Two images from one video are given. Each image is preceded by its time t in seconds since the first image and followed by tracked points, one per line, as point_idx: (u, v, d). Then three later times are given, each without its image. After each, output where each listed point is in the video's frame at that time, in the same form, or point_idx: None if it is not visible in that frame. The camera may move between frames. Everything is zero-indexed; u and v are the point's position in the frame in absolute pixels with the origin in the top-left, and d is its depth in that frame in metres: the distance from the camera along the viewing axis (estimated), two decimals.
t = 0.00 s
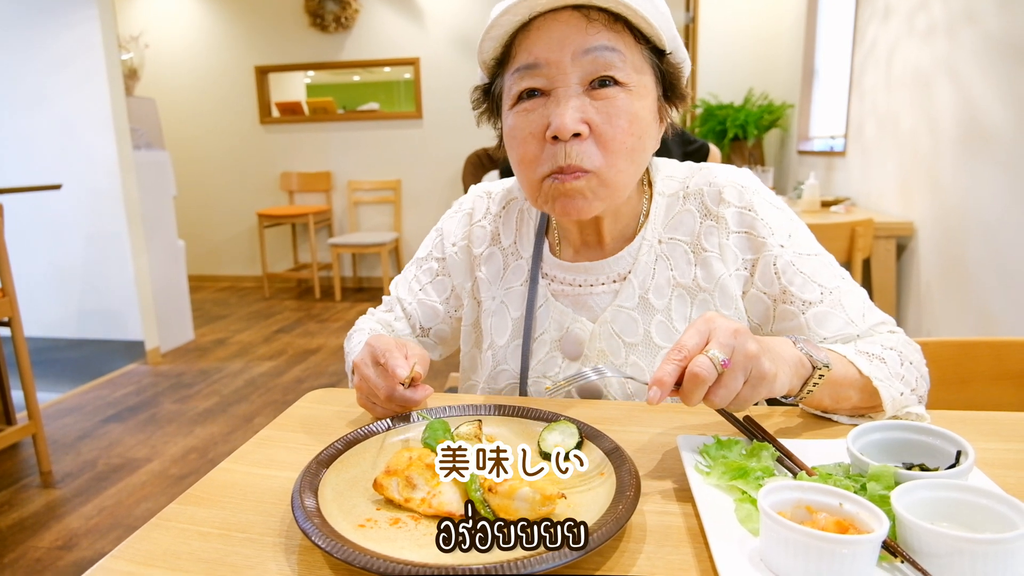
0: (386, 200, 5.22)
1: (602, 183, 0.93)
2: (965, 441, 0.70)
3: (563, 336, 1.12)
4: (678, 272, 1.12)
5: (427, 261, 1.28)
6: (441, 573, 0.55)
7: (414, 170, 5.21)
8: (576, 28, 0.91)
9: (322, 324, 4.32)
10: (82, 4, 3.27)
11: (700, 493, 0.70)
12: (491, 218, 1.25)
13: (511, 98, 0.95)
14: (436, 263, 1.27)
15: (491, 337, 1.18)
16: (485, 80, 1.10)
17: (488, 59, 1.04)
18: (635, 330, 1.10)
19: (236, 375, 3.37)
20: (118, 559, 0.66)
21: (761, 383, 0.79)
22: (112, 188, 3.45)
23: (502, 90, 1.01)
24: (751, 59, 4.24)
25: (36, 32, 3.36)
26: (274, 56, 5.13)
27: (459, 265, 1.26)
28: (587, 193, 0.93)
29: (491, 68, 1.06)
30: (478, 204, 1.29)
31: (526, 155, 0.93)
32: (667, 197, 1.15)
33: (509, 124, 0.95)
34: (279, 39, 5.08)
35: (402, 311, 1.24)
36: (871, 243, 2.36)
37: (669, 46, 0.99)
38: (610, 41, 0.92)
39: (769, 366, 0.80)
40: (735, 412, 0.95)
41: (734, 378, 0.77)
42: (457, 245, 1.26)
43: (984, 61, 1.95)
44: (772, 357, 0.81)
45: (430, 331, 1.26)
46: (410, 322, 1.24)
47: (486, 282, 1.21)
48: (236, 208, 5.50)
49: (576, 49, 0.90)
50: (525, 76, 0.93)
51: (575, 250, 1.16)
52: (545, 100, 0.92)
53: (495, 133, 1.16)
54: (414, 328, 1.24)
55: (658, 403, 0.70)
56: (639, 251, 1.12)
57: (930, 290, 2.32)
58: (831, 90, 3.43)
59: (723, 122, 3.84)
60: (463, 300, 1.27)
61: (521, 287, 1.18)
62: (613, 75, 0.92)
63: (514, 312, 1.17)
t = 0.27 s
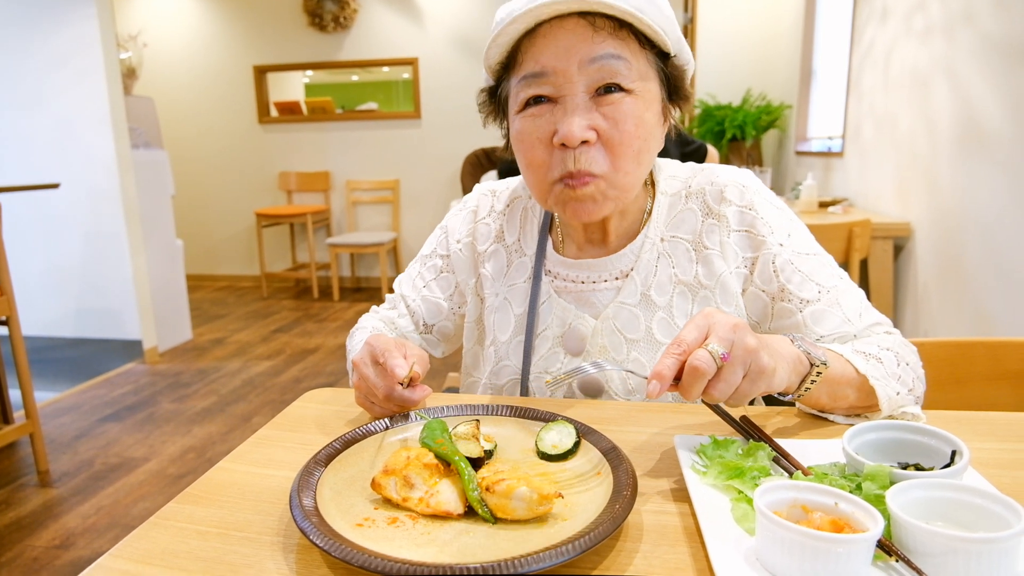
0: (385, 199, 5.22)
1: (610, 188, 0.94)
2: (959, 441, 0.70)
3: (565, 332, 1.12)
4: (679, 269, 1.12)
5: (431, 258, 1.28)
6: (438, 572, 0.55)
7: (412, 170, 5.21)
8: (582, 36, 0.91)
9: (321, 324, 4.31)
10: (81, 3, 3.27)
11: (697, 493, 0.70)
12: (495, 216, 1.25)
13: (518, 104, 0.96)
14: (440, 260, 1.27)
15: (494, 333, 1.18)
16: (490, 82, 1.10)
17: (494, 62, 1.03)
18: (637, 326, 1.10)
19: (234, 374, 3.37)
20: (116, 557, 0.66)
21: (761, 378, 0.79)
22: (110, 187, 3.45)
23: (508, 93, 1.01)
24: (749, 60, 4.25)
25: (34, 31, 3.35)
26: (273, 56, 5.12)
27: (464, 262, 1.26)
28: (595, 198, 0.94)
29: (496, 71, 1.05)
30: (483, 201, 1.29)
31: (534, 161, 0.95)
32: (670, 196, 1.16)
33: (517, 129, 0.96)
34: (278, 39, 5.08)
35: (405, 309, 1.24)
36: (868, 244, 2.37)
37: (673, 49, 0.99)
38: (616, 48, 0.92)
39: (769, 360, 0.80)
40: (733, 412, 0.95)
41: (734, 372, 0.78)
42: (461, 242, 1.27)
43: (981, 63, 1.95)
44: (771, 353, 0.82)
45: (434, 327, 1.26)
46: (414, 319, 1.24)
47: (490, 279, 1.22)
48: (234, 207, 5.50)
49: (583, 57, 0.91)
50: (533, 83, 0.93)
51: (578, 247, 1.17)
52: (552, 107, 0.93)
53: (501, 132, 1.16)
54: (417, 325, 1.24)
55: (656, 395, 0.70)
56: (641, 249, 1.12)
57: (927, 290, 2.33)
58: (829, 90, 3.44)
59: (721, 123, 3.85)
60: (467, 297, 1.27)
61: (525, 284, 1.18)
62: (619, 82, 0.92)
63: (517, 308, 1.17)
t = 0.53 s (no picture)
0: (384, 201, 5.21)
1: (604, 188, 0.94)
2: (959, 442, 0.70)
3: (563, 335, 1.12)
4: (678, 272, 1.12)
5: (429, 262, 1.28)
6: (437, 573, 0.55)
7: (411, 171, 5.21)
8: (573, 36, 0.91)
9: (319, 325, 4.31)
10: (79, 4, 3.26)
11: (697, 494, 0.70)
12: (493, 219, 1.25)
13: (512, 104, 0.96)
14: (438, 264, 1.27)
15: (492, 337, 1.18)
16: (485, 84, 1.10)
17: (488, 64, 1.04)
18: (635, 329, 1.11)
19: (232, 376, 3.36)
20: (114, 560, 0.66)
21: (762, 380, 0.79)
22: (108, 188, 3.44)
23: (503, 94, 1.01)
24: (747, 61, 4.25)
25: (32, 32, 3.35)
26: (272, 57, 5.12)
27: (461, 265, 1.26)
28: (588, 197, 0.94)
29: (491, 73, 1.06)
30: (480, 204, 1.29)
31: (527, 161, 0.95)
32: (668, 199, 1.16)
33: (510, 129, 0.96)
34: (276, 40, 5.08)
35: (403, 312, 1.24)
36: (867, 244, 2.37)
37: (667, 48, 0.99)
38: (609, 47, 0.92)
39: (769, 363, 0.80)
40: (732, 413, 0.95)
41: (735, 374, 0.77)
42: (459, 246, 1.27)
43: (980, 64, 1.95)
44: (770, 354, 0.82)
45: (432, 331, 1.26)
46: (412, 323, 1.24)
47: (488, 282, 1.21)
48: (233, 208, 5.49)
49: (575, 56, 0.91)
50: (525, 83, 0.93)
51: (576, 251, 1.17)
52: (545, 106, 0.93)
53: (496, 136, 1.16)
54: (415, 329, 1.24)
55: (657, 399, 0.70)
56: (639, 252, 1.12)
57: (926, 291, 2.33)
58: (827, 91, 3.44)
59: (719, 124, 3.85)
60: (465, 301, 1.27)
61: (522, 286, 1.18)
62: (612, 81, 0.92)
63: (515, 312, 1.17)
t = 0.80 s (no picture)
0: (383, 201, 5.21)
1: (601, 186, 0.94)
2: (960, 440, 0.70)
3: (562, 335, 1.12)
4: (676, 272, 1.12)
5: (428, 262, 1.28)
6: (438, 572, 0.55)
7: (410, 171, 5.21)
8: (568, 34, 0.91)
9: (319, 325, 4.31)
10: (78, 5, 3.26)
11: (698, 494, 0.70)
12: (491, 219, 1.25)
13: (507, 104, 0.96)
14: (437, 264, 1.27)
15: (491, 337, 1.18)
16: (481, 84, 1.10)
17: (483, 64, 1.03)
18: (634, 330, 1.11)
19: (232, 376, 3.36)
20: (113, 561, 0.66)
21: (765, 381, 0.79)
22: (107, 189, 3.44)
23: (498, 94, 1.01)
24: (746, 60, 4.25)
25: (30, 33, 3.34)
26: (271, 57, 5.12)
27: (460, 265, 1.26)
28: (585, 195, 0.94)
29: (487, 73, 1.05)
30: (478, 204, 1.29)
31: (523, 160, 0.94)
32: (665, 198, 1.16)
33: (505, 128, 0.96)
34: (275, 40, 5.08)
35: (403, 313, 1.24)
36: (866, 243, 2.37)
37: (663, 47, 0.99)
38: (603, 45, 0.92)
39: (773, 363, 0.80)
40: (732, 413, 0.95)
41: (739, 374, 0.77)
42: (457, 246, 1.26)
43: (979, 62, 1.95)
44: (773, 355, 0.82)
45: (432, 332, 1.26)
46: (412, 324, 1.24)
47: (486, 282, 1.21)
48: (232, 209, 5.49)
49: (569, 55, 0.90)
50: (520, 82, 0.93)
51: (573, 250, 1.16)
52: (540, 105, 0.93)
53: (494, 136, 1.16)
54: (415, 330, 1.24)
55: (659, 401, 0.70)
56: (637, 252, 1.12)
57: (925, 289, 2.33)
58: (826, 90, 3.44)
59: (718, 123, 3.85)
60: (464, 301, 1.27)
61: (521, 287, 1.18)
62: (607, 79, 0.92)
63: (513, 312, 1.17)
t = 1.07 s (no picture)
0: (384, 199, 5.21)
1: (605, 183, 0.94)
2: (963, 438, 0.70)
3: (564, 332, 1.12)
4: (678, 269, 1.12)
5: (430, 260, 1.27)
6: (440, 572, 0.55)
7: (411, 169, 5.20)
8: (574, 31, 0.90)
9: (320, 324, 4.31)
10: (78, 5, 3.26)
11: (700, 493, 0.70)
12: (493, 217, 1.25)
13: (512, 100, 0.96)
14: (439, 262, 1.27)
15: (493, 334, 1.18)
16: (485, 81, 1.09)
17: (488, 61, 1.03)
18: (636, 327, 1.10)
19: (234, 375, 3.36)
20: (114, 560, 0.66)
21: (768, 375, 0.79)
22: (108, 188, 3.44)
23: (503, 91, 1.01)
24: (748, 58, 4.24)
25: (31, 33, 3.34)
26: (271, 56, 5.12)
27: (463, 263, 1.26)
28: (590, 193, 0.93)
29: (491, 70, 1.05)
30: (480, 202, 1.29)
31: (528, 157, 0.94)
32: (668, 196, 1.15)
33: (510, 125, 0.96)
34: (275, 39, 5.07)
35: (405, 311, 1.24)
36: (868, 241, 2.36)
37: (667, 45, 0.98)
38: (609, 43, 0.92)
39: (775, 358, 0.80)
40: (734, 411, 0.94)
41: (741, 368, 0.77)
42: (460, 243, 1.26)
43: (980, 59, 1.95)
44: (776, 350, 0.82)
45: (434, 329, 1.26)
46: (414, 321, 1.23)
47: (488, 279, 1.21)
48: (233, 208, 5.49)
49: (575, 52, 0.90)
50: (525, 79, 0.93)
51: (577, 247, 1.16)
52: (545, 102, 0.92)
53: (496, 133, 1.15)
54: (417, 327, 1.24)
55: (664, 395, 0.70)
56: (640, 249, 1.12)
57: (927, 287, 2.33)
58: (828, 88, 3.43)
59: (720, 121, 3.84)
60: (467, 298, 1.27)
61: (523, 284, 1.18)
62: (612, 76, 0.91)
63: (516, 309, 1.17)
